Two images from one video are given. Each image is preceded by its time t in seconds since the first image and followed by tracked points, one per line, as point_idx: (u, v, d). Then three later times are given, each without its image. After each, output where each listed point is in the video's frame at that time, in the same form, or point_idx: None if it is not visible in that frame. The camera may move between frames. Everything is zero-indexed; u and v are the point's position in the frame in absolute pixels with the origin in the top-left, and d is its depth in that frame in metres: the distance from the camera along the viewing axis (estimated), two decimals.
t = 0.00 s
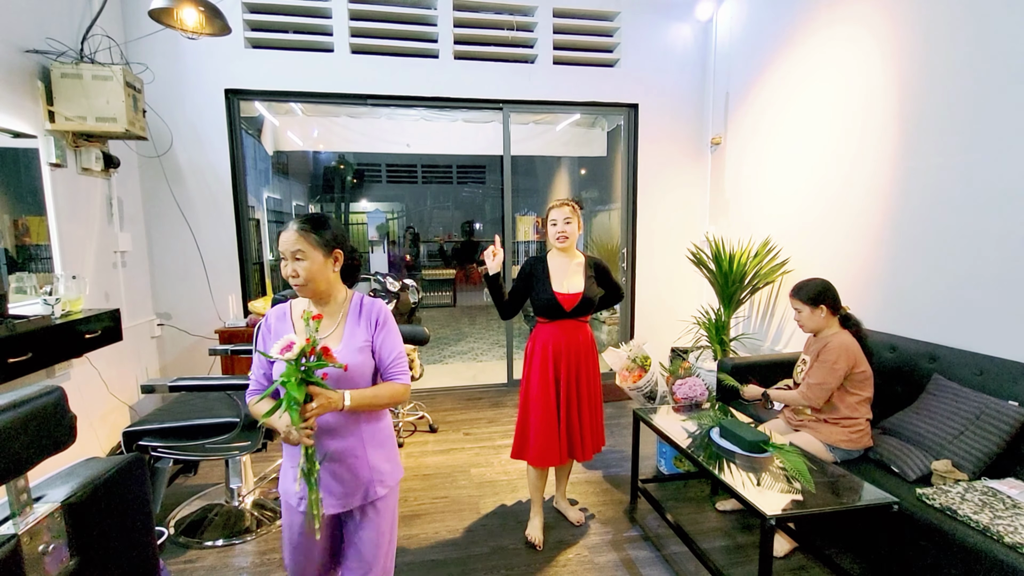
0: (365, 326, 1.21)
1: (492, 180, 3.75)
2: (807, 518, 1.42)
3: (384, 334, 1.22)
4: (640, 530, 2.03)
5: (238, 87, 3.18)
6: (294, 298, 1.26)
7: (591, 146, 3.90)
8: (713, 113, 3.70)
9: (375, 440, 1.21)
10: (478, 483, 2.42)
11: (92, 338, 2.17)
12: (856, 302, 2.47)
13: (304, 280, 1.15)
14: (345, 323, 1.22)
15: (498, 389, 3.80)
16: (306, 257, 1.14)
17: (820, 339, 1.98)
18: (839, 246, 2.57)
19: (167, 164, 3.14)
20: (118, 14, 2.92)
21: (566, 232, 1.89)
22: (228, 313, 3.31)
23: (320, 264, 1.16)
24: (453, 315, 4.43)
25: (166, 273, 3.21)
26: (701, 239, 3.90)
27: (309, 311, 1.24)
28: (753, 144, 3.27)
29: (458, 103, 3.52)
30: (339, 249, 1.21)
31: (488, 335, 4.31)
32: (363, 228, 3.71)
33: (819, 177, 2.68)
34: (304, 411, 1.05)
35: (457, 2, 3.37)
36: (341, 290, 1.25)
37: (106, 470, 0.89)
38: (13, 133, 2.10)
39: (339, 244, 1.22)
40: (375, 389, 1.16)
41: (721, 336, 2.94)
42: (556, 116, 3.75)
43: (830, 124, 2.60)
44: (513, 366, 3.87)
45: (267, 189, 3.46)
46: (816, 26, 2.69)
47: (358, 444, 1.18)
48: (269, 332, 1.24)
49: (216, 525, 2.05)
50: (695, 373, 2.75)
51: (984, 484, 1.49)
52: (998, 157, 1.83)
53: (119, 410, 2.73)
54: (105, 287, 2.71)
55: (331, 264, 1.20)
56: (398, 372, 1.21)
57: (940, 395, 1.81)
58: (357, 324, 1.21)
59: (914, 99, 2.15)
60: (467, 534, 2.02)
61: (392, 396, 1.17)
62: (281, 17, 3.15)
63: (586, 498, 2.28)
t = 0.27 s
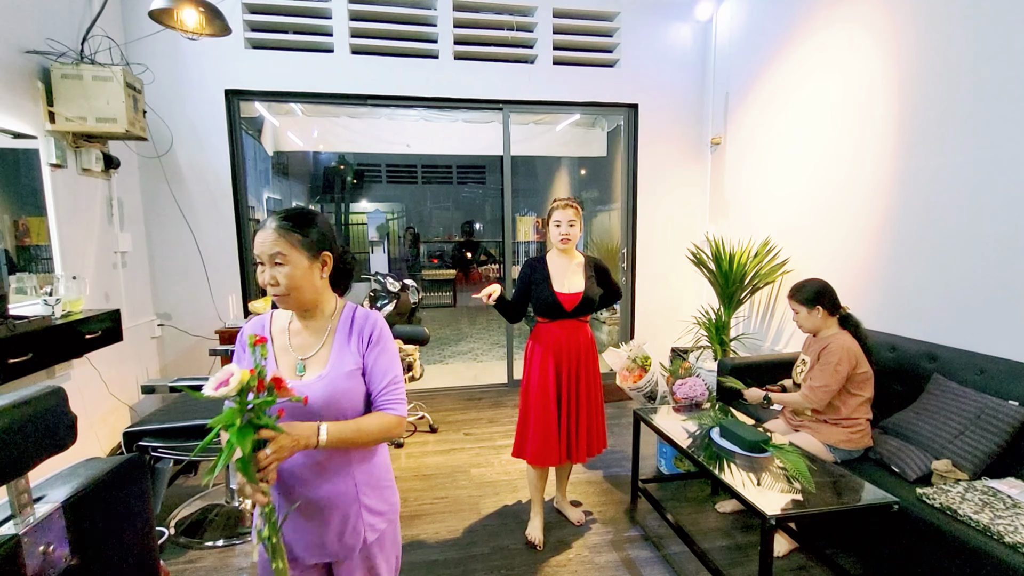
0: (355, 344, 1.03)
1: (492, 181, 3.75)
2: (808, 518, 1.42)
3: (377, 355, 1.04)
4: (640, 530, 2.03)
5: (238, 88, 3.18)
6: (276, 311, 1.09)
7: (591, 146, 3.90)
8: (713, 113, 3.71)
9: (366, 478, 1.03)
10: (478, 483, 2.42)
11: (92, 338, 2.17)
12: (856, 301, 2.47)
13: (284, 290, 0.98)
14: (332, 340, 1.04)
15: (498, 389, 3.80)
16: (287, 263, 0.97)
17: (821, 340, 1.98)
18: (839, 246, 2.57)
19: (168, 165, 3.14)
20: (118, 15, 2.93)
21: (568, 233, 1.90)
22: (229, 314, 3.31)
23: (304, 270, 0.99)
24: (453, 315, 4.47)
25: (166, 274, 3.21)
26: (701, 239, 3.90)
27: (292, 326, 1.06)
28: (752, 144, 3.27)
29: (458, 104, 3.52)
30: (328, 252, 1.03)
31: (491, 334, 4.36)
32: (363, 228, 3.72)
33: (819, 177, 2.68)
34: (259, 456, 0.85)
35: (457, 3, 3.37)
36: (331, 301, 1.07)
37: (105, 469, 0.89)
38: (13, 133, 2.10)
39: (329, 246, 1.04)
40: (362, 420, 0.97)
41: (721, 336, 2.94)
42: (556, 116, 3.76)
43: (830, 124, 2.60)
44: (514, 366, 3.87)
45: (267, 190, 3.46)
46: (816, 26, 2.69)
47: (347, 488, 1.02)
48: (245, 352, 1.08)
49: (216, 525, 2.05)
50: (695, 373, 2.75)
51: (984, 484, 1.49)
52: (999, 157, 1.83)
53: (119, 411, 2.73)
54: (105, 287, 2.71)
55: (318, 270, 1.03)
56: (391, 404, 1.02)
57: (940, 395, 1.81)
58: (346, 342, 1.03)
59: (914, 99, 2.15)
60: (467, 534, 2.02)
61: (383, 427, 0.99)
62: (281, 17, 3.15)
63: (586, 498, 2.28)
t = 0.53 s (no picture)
0: (320, 379, 0.84)
1: (492, 180, 3.75)
2: (807, 518, 1.42)
3: (346, 391, 0.84)
4: (640, 530, 2.03)
5: (238, 88, 3.18)
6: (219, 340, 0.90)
7: (591, 146, 3.91)
8: (712, 113, 3.71)
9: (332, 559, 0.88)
10: (478, 482, 2.42)
11: (92, 337, 2.17)
12: (856, 301, 2.47)
13: (226, 312, 0.79)
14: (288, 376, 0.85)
15: (498, 389, 3.81)
16: (231, 277, 0.79)
17: (820, 340, 1.98)
18: (839, 246, 2.57)
19: (168, 164, 3.14)
20: (117, 14, 2.92)
21: (570, 234, 1.90)
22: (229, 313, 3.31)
23: (254, 285, 0.81)
24: (454, 315, 4.62)
25: (166, 273, 3.21)
26: (701, 238, 3.90)
27: (237, 358, 0.88)
28: (752, 143, 3.27)
29: (458, 103, 3.52)
30: (286, 264, 0.86)
31: (489, 333, 4.32)
32: (363, 228, 3.74)
33: (820, 177, 2.68)
34: (180, 550, 0.65)
35: (457, 2, 3.37)
36: (290, 323, 0.89)
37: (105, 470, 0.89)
38: (12, 133, 2.10)
39: (287, 256, 0.87)
40: (328, 479, 0.78)
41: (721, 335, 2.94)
42: (556, 116, 3.76)
43: (830, 124, 2.60)
44: (513, 366, 3.87)
45: (267, 189, 3.47)
46: (816, 25, 2.69)
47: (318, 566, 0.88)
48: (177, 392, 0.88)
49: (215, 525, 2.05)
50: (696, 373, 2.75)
51: (985, 484, 1.49)
52: (999, 157, 1.83)
53: (119, 411, 2.73)
54: (105, 287, 2.71)
55: (272, 286, 0.84)
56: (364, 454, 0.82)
57: (941, 394, 1.81)
58: (307, 376, 0.84)
59: (914, 99, 2.15)
60: (467, 533, 2.02)
61: (353, 487, 0.79)
62: (281, 17, 3.15)
63: (586, 498, 2.28)
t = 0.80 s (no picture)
0: (257, 424, 0.58)
1: (493, 180, 3.75)
2: (809, 518, 1.42)
3: (296, 445, 0.58)
4: (641, 530, 2.03)
5: (239, 88, 3.18)
6: (126, 370, 0.66)
7: (592, 146, 3.90)
8: (713, 113, 3.70)
9: None
10: (479, 483, 2.42)
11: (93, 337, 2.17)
12: (858, 302, 2.47)
13: (127, 336, 0.55)
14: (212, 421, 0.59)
15: (499, 389, 3.81)
16: (137, 287, 0.54)
17: (821, 341, 1.98)
18: (841, 247, 2.56)
19: (169, 164, 3.15)
20: (119, 14, 2.92)
21: (574, 234, 1.90)
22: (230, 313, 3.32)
23: (169, 299, 0.56)
24: (455, 316, 4.51)
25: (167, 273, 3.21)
26: (702, 239, 3.90)
27: (149, 395, 0.64)
28: (754, 143, 3.26)
29: (459, 103, 3.52)
30: (221, 269, 0.61)
31: (488, 334, 4.25)
32: (364, 228, 3.77)
33: (822, 177, 2.67)
34: None
35: (458, 3, 3.37)
36: (226, 350, 0.63)
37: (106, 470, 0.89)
38: (14, 133, 2.10)
39: (223, 256, 0.62)
40: None
41: (722, 335, 2.94)
42: (557, 116, 3.76)
43: (832, 124, 2.59)
44: (514, 366, 3.87)
45: (269, 189, 3.47)
46: (818, 25, 2.68)
47: None
48: (63, 438, 0.63)
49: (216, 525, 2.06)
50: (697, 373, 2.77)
51: (987, 485, 1.48)
52: (1002, 157, 1.82)
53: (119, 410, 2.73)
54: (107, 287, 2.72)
55: (196, 298, 0.59)
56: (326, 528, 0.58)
57: (942, 395, 1.81)
58: (240, 420, 0.59)
59: (916, 99, 2.14)
60: (467, 533, 2.02)
61: None
62: (283, 17, 3.15)
63: (587, 498, 2.28)
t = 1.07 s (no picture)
0: None
1: (493, 180, 3.75)
2: (810, 519, 1.42)
3: None
4: (641, 531, 2.03)
5: (240, 88, 3.18)
6: None
7: (592, 146, 3.90)
8: (714, 114, 3.70)
9: None
10: (479, 483, 2.42)
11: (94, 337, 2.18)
12: (859, 302, 2.46)
13: None
14: (25, 557, 0.38)
15: (499, 390, 3.81)
16: None
17: (822, 341, 1.97)
18: (842, 247, 2.56)
19: (170, 165, 3.15)
20: (120, 15, 2.93)
21: (577, 234, 1.90)
22: (231, 313, 3.32)
23: None
24: (457, 316, 4.60)
25: (168, 273, 3.21)
26: (702, 239, 3.90)
27: None
28: (755, 144, 3.26)
29: (460, 104, 3.52)
30: (77, 301, 0.42)
31: (488, 334, 4.34)
32: (365, 227, 3.85)
33: (823, 177, 2.67)
34: None
35: (459, 3, 3.37)
36: (87, 430, 0.43)
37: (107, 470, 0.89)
38: (15, 133, 2.10)
39: (86, 283, 0.42)
40: None
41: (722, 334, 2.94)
42: (557, 116, 3.76)
43: (833, 124, 2.59)
44: (514, 366, 3.88)
45: (269, 189, 3.47)
46: (819, 25, 2.68)
47: None
48: None
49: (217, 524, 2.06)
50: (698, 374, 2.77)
51: (988, 486, 1.48)
52: (1004, 157, 1.82)
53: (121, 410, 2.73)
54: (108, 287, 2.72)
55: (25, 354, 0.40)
56: None
57: (944, 395, 1.81)
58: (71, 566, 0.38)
59: (918, 99, 2.13)
60: (468, 534, 2.02)
61: None
62: (284, 17, 3.16)
63: (587, 498, 2.28)
